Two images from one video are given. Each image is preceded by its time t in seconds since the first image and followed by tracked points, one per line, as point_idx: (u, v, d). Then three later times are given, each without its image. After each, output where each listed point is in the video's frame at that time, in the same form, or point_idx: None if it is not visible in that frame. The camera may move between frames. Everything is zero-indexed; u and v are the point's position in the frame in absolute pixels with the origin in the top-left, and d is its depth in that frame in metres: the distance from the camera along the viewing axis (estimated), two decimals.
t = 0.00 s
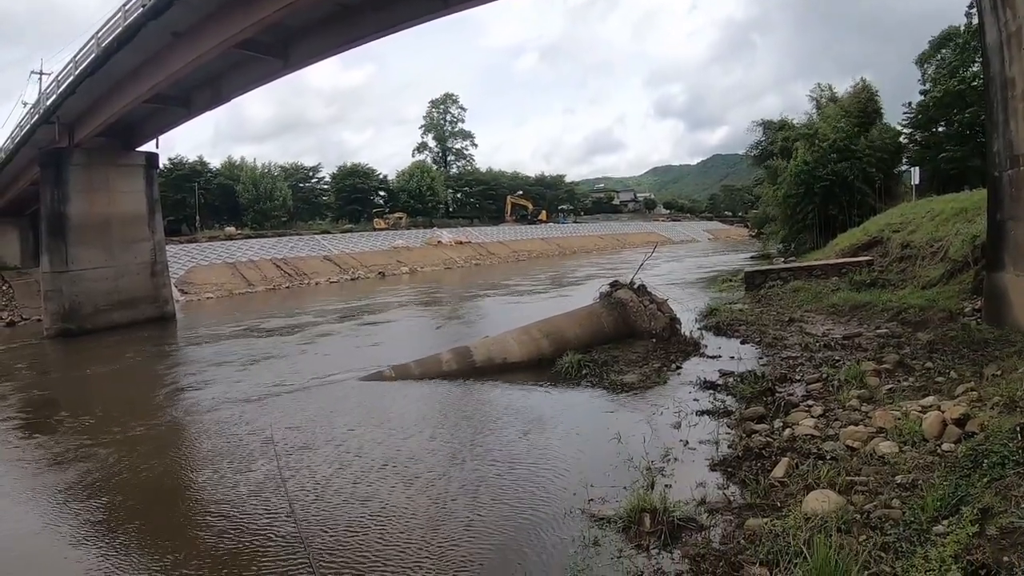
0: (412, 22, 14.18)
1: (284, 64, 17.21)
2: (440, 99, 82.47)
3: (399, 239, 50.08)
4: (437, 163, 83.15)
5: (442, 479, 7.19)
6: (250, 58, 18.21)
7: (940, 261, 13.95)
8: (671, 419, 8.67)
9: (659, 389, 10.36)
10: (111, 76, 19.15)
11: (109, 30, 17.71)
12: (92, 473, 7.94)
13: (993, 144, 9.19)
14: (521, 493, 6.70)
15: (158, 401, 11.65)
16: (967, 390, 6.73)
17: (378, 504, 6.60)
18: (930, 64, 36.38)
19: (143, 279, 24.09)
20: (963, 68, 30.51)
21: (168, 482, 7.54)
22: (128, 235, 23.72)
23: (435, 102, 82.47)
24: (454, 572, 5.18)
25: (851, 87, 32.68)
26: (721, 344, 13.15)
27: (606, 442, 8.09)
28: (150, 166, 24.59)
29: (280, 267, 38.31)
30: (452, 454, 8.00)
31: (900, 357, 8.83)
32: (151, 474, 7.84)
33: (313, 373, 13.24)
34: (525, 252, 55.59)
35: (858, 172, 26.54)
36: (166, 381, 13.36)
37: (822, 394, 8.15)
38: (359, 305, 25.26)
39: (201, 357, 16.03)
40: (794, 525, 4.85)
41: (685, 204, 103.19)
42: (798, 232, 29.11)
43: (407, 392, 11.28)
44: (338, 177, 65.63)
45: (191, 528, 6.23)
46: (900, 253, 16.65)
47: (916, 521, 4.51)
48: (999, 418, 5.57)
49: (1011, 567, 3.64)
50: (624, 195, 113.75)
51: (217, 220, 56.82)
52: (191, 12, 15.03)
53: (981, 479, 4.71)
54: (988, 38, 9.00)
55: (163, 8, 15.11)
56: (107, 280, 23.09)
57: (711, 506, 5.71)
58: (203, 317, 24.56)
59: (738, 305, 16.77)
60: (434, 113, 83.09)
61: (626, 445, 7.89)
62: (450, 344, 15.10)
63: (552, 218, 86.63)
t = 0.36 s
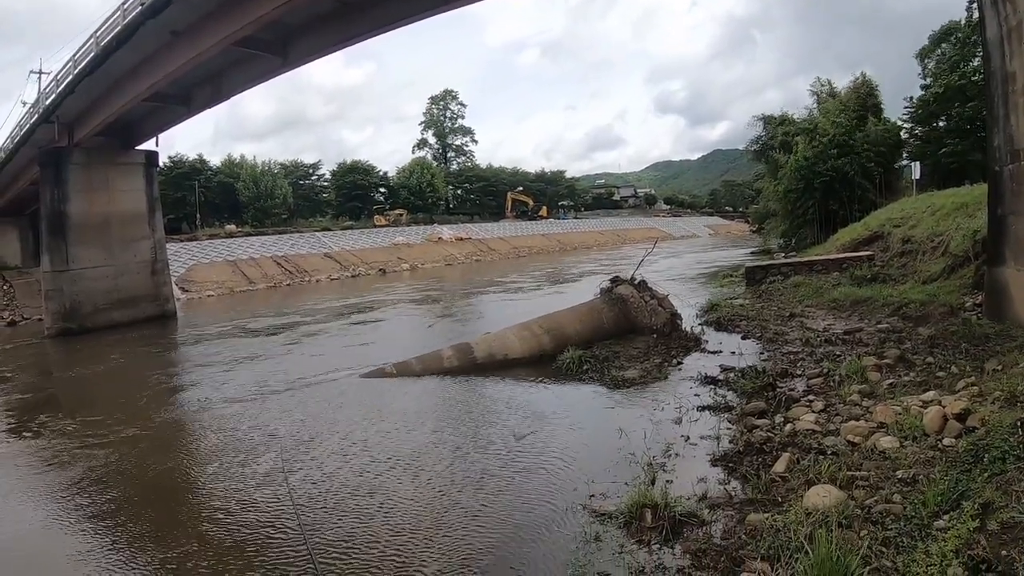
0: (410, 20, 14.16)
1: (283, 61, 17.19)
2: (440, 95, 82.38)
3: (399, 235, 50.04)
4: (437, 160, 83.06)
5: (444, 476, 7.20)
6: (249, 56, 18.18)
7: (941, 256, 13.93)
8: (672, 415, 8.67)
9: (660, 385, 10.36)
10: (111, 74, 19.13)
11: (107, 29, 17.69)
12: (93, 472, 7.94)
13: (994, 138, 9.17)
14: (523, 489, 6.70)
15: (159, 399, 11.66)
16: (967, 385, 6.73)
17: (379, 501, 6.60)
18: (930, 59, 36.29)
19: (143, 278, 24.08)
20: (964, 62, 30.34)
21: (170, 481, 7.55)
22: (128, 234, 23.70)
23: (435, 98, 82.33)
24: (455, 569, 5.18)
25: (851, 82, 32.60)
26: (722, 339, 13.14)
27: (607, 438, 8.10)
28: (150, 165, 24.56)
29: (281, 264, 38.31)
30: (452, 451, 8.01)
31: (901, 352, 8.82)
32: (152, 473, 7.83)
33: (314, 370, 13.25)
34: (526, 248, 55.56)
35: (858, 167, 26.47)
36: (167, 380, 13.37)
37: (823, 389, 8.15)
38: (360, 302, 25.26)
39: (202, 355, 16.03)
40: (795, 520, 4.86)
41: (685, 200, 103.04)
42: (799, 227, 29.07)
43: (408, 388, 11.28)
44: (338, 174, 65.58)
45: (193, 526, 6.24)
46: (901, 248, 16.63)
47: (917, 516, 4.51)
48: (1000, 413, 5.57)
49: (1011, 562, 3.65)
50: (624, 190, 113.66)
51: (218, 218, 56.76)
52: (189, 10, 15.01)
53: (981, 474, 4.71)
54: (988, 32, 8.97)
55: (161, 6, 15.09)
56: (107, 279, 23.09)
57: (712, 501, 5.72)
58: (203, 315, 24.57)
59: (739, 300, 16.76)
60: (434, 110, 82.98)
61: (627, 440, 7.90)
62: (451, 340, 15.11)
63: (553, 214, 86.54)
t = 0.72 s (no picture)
0: (413, 14, 14.14)
1: (286, 56, 17.16)
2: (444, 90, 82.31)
3: (403, 230, 50.06)
4: (441, 154, 82.99)
5: (447, 471, 7.21)
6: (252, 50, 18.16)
7: (945, 251, 13.88)
8: (676, 409, 8.68)
9: (664, 379, 10.38)
10: (114, 70, 19.16)
11: (110, 24, 17.69)
12: (98, 468, 7.98)
13: (999, 133, 9.09)
14: (527, 483, 6.71)
15: (163, 394, 11.71)
16: (971, 380, 6.72)
17: (384, 496, 6.61)
18: (934, 54, 36.13)
19: (147, 273, 24.19)
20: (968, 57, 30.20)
21: (174, 476, 7.57)
22: (132, 229, 23.80)
23: (438, 93, 82.21)
24: (459, 564, 5.20)
25: (855, 76, 32.49)
26: (726, 334, 13.13)
27: (612, 432, 8.11)
28: (153, 160, 24.61)
29: (285, 259, 38.40)
30: (457, 445, 8.04)
31: (905, 347, 8.80)
32: (157, 468, 7.86)
33: (319, 365, 13.28)
34: (530, 242, 55.52)
35: (862, 162, 26.35)
36: (172, 374, 13.43)
37: (827, 383, 8.15)
38: (363, 296, 25.33)
39: (206, 349, 16.08)
40: (799, 515, 4.87)
41: (689, 194, 102.80)
42: (802, 222, 28.97)
43: (412, 383, 11.32)
44: (342, 168, 65.61)
45: (198, 522, 6.26)
46: (905, 243, 16.58)
47: (921, 512, 4.51)
48: (1004, 409, 5.55)
49: (1017, 558, 3.62)
50: (628, 185, 113.48)
51: (222, 213, 56.81)
52: (192, 5, 15.00)
53: (986, 469, 4.70)
54: (993, 27, 8.91)
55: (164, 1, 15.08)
56: (111, 274, 23.18)
57: (716, 496, 5.72)
58: (207, 310, 24.66)
59: (743, 295, 16.73)
60: (438, 104, 82.91)
61: (632, 435, 7.91)
62: (455, 335, 15.14)
63: (556, 208, 86.41)
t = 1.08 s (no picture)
0: (418, 8, 14.11)
1: (292, 50, 17.15)
2: (450, 83, 82.14)
3: (409, 223, 50.07)
4: (447, 148, 82.89)
5: (452, 464, 7.24)
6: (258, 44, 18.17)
7: (952, 247, 13.79)
8: (682, 404, 8.68)
9: (670, 374, 10.37)
10: (120, 64, 19.19)
11: (116, 18, 17.70)
12: (103, 461, 8.03)
13: (1006, 130, 9.04)
14: (532, 477, 6.73)
15: (169, 387, 11.77)
16: (978, 377, 6.69)
17: (389, 489, 6.64)
18: (942, 49, 35.86)
19: (154, 266, 24.34)
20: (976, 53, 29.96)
21: (178, 470, 7.59)
22: (138, 223, 23.94)
23: (444, 86, 81.99)
24: (464, 558, 5.23)
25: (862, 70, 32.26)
26: (732, 329, 13.09)
27: (617, 426, 8.12)
28: (159, 154, 24.67)
29: (291, 253, 38.49)
30: (462, 439, 8.06)
31: (911, 343, 8.77)
32: (161, 462, 7.90)
33: (324, 358, 13.33)
34: (535, 236, 55.45)
35: (870, 157, 26.18)
36: (178, 367, 13.49)
37: (833, 379, 8.13)
38: (369, 290, 25.38)
39: (213, 343, 16.15)
40: (805, 511, 4.87)
41: (696, 189, 102.37)
42: (809, 217, 28.81)
43: (418, 377, 11.35)
44: (348, 162, 65.61)
45: (205, 515, 6.31)
46: (912, 239, 16.48)
47: (926, 509, 4.50)
48: (1010, 406, 5.52)
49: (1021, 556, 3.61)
50: (634, 179, 113.15)
51: (228, 207, 56.93)
52: None
53: (992, 467, 4.68)
54: (1002, 23, 8.85)
55: None
56: (118, 268, 23.34)
57: (721, 491, 5.73)
58: (213, 303, 24.78)
59: (749, 290, 16.67)
60: (444, 98, 82.76)
61: (637, 429, 7.92)
62: (460, 329, 15.16)
63: (562, 202, 86.24)
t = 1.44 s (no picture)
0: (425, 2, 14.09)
1: (300, 44, 17.16)
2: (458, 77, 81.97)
3: (416, 217, 50.11)
4: (454, 141, 82.80)
5: (459, 458, 7.26)
6: (265, 39, 18.19)
7: (961, 245, 13.70)
8: (689, 399, 8.67)
9: (677, 369, 10.36)
10: (128, 58, 19.24)
11: (123, 12, 17.74)
12: (110, 454, 8.10)
13: (1016, 127, 8.95)
14: (539, 472, 6.74)
15: (177, 380, 11.86)
16: (986, 375, 6.65)
17: (395, 484, 6.67)
18: (952, 45, 35.56)
19: (161, 259, 24.48)
20: (987, 49, 29.65)
21: (186, 463, 7.64)
22: (146, 216, 24.08)
23: (452, 80, 81.79)
24: (470, 551, 5.24)
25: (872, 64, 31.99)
26: (739, 324, 13.05)
27: (624, 421, 8.12)
28: (167, 147, 24.76)
29: (299, 246, 38.62)
30: (469, 433, 8.07)
31: (919, 341, 8.72)
32: (168, 454, 7.96)
33: (332, 352, 13.40)
34: (543, 230, 55.39)
35: (878, 153, 26.00)
36: (186, 360, 13.57)
37: (840, 376, 8.10)
38: (375, 283, 25.45)
39: (220, 335, 16.24)
40: (811, 507, 4.86)
41: (704, 183, 101.92)
42: (817, 212, 28.65)
43: (424, 371, 11.38)
44: (355, 155, 65.64)
45: (213, 507, 6.37)
46: (920, 236, 16.37)
47: (933, 507, 4.49)
48: (1019, 405, 5.49)
49: None
50: (641, 173, 112.79)
51: (235, 200, 57.09)
52: None
53: (999, 465, 4.66)
54: (1012, 18, 8.75)
55: None
56: (126, 261, 23.51)
57: (728, 487, 5.72)
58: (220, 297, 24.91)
59: (756, 286, 16.61)
60: (452, 91, 82.63)
61: (644, 424, 7.92)
62: (467, 323, 15.19)
63: (570, 196, 86.01)
